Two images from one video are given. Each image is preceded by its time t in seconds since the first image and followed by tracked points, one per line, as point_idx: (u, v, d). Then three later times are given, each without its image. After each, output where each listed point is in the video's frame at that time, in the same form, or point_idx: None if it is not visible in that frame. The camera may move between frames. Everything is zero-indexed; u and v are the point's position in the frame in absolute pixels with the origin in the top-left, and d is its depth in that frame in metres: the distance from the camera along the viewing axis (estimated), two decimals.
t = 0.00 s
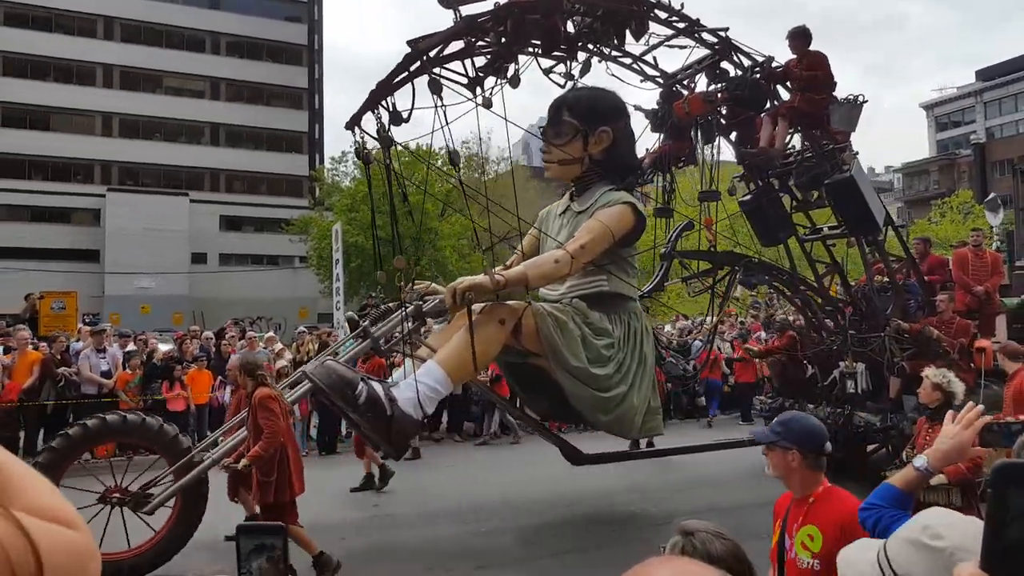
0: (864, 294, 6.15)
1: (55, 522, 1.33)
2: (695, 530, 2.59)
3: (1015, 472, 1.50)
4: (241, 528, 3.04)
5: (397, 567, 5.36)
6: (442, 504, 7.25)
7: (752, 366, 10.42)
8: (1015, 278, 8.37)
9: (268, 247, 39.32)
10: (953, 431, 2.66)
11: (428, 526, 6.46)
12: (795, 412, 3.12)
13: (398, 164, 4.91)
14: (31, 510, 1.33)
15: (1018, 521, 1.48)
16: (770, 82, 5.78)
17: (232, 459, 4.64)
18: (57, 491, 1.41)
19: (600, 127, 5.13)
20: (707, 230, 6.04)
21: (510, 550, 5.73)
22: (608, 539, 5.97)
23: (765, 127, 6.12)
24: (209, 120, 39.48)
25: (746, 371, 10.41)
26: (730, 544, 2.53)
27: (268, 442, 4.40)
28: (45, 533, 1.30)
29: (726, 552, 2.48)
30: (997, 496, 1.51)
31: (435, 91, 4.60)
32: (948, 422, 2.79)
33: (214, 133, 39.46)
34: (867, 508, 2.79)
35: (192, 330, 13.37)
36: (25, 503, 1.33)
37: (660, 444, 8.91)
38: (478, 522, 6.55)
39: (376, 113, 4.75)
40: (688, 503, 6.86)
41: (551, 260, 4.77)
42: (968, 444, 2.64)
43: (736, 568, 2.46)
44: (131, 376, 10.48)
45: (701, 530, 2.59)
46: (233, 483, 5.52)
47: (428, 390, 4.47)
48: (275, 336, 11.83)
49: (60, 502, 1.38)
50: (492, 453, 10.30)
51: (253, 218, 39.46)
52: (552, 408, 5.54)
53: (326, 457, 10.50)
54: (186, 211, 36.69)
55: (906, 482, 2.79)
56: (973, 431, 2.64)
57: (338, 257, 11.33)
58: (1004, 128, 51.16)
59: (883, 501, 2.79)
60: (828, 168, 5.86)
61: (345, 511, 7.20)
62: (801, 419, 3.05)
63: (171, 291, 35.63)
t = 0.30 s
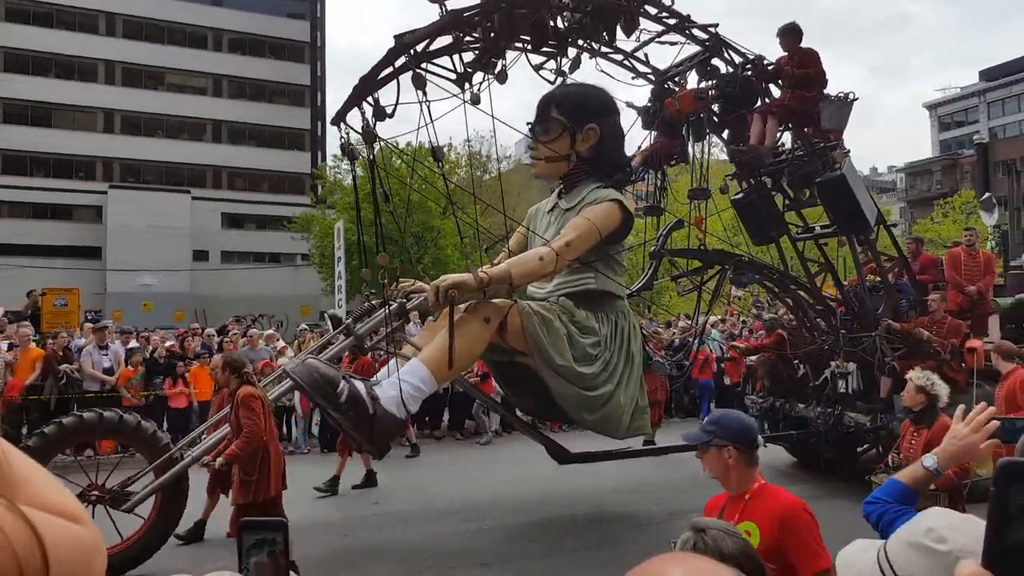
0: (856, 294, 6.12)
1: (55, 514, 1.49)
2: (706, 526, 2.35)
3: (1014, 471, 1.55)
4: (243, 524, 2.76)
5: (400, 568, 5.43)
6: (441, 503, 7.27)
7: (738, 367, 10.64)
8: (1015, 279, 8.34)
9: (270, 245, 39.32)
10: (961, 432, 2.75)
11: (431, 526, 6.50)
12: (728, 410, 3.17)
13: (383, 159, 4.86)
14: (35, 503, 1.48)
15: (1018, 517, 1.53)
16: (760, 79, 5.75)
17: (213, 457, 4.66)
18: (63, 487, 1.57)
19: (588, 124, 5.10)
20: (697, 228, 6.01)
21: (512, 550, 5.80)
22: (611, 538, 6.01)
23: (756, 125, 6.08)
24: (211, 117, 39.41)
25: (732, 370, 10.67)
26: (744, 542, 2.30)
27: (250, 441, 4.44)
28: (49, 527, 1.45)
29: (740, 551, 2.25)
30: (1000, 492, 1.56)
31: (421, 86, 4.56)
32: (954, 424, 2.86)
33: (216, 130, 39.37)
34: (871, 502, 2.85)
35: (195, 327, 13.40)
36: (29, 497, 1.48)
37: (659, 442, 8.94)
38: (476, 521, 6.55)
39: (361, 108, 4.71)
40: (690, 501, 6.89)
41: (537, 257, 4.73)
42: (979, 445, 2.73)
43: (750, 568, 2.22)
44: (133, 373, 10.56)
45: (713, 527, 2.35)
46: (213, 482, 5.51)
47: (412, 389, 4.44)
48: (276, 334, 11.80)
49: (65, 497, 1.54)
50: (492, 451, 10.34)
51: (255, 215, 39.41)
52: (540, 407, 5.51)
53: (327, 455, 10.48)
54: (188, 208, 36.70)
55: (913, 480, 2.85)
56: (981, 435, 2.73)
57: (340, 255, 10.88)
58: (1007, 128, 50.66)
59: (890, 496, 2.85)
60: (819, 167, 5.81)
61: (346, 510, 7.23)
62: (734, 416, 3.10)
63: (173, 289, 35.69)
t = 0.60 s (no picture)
0: (849, 292, 6.06)
1: (64, 511, 1.49)
2: (714, 523, 2.33)
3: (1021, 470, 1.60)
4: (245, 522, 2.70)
5: (400, 566, 5.42)
6: (443, 500, 7.26)
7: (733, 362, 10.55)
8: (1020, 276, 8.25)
9: (274, 243, 39.31)
10: (964, 426, 2.83)
11: (432, 523, 6.47)
12: (667, 413, 3.09)
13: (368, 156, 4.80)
14: (44, 499, 1.48)
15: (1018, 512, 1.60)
16: (750, 74, 5.69)
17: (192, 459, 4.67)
18: (76, 487, 1.57)
19: (575, 119, 5.04)
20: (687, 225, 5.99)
21: (514, 549, 5.79)
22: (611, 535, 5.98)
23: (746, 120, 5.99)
24: (214, 115, 39.31)
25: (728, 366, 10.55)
26: (750, 540, 2.28)
27: (228, 445, 4.44)
28: (63, 526, 1.46)
29: (746, 547, 2.22)
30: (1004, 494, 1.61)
31: (405, 81, 4.51)
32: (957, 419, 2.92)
33: (219, 128, 39.28)
34: (876, 500, 2.89)
35: (199, 325, 13.37)
36: (40, 493, 1.49)
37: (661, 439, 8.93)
38: (478, 519, 6.56)
39: (345, 103, 4.66)
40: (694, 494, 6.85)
41: (523, 254, 4.68)
42: (982, 439, 2.79)
43: (757, 566, 2.20)
44: (137, 370, 10.51)
45: (718, 523, 2.34)
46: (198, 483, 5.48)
47: (395, 387, 4.37)
48: (281, 331, 11.66)
49: (74, 496, 1.54)
50: (495, 449, 10.31)
51: (258, 213, 39.36)
52: (530, 406, 5.44)
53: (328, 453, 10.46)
54: (192, 206, 36.70)
55: (916, 476, 2.91)
56: (986, 427, 2.77)
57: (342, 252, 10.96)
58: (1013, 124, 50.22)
59: (892, 494, 2.88)
60: (812, 162, 5.73)
61: (349, 506, 7.23)
62: (678, 420, 3.01)
63: (176, 287, 35.75)
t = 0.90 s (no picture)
0: (839, 286, 6.03)
1: (67, 503, 1.44)
2: (710, 516, 2.39)
3: None
4: (245, 513, 2.69)
5: (399, 561, 5.37)
6: (445, 494, 7.26)
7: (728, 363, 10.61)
8: None
9: (275, 238, 39.29)
10: (963, 416, 2.76)
11: (432, 518, 6.43)
12: (610, 418, 2.89)
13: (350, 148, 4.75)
14: (43, 491, 1.44)
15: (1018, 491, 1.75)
16: (740, 67, 5.65)
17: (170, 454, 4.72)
18: (72, 476, 1.53)
19: (561, 112, 4.98)
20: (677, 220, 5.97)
21: (516, 543, 5.76)
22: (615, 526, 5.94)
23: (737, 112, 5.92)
24: (214, 109, 39.16)
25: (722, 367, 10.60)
26: (747, 532, 2.35)
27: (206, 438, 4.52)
28: (62, 518, 1.40)
29: (742, 539, 2.30)
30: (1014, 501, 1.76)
31: (388, 73, 4.47)
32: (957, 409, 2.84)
33: (219, 123, 39.13)
34: (876, 491, 2.88)
35: (199, 320, 13.32)
36: (40, 486, 1.44)
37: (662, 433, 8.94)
38: (481, 512, 6.56)
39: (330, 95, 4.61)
40: (696, 488, 6.79)
41: (508, 248, 4.63)
42: (982, 430, 2.70)
43: (755, 558, 2.27)
44: (138, 365, 10.45)
45: (716, 516, 2.42)
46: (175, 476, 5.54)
47: (377, 382, 4.33)
48: (281, 326, 11.62)
49: (75, 486, 1.49)
50: (498, 443, 10.32)
51: (259, 208, 39.28)
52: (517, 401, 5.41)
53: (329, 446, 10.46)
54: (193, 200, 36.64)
55: (915, 467, 2.86)
56: (985, 419, 2.70)
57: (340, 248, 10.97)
58: (1013, 118, 49.96)
59: (894, 483, 2.87)
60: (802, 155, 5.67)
61: (352, 500, 7.23)
62: (622, 427, 2.82)
63: (178, 281, 35.78)
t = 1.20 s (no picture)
0: (828, 280, 5.99)
1: (65, 499, 1.43)
2: (707, 508, 2.46)
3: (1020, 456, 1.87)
4: (244, 507, 2.97)
5: (400, 556, 5.35)
6: (446, 488, 7.25)
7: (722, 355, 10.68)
8: None
9: (275, 233, 39.21)
10: (967, 411, 2.80)
11: (432, 512, 6.42)
12: (547, 411, 2.85)
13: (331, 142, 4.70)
14: (41, 486, 1.42)
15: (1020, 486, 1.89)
16: (727, 59, 5.62)
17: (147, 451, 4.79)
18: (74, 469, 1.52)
19: (543, 105, 4.93)
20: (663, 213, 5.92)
21: (516, 537, 5.76)
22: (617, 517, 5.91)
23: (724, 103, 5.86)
24: (213, 104, 38.79)
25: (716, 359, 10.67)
26: (743, 525, 2.41)
27: (182, 435, 4.59)
28: (62, 514, 1.39)
29: (738, 531, 2.37)
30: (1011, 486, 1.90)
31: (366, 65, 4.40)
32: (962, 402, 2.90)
33: (218, 117, 38.79)
34: (878, 483, 2.99)
35: (198, 315, 13.28)
36: (35, 479, 1.43)
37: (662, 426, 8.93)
38: (481, 507, 6.55)
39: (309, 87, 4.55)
40: (697, 483, 6.78)
41: (490, 242, 4.58)
42: (983, 424, 2.77)
43: (751, 549, 2.33)
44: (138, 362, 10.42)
45: (713, 509, 2.48)
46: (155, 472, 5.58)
47: (357, 378, 4.29)
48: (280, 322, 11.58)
49: (77, 481, 1.49)
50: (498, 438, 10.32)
51: (259, 203, 39.10)
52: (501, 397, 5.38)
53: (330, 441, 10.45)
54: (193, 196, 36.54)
55: (918, 459, 2.98)
56: (988, 412, 2.75)
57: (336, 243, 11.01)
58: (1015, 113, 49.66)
59: (896, 476, 2.97)
60: (789, 147, 5.63)
61: (352, 495, 7.22)
62: (556, 421, 2.77)
63: (178, 277, 35.81)
